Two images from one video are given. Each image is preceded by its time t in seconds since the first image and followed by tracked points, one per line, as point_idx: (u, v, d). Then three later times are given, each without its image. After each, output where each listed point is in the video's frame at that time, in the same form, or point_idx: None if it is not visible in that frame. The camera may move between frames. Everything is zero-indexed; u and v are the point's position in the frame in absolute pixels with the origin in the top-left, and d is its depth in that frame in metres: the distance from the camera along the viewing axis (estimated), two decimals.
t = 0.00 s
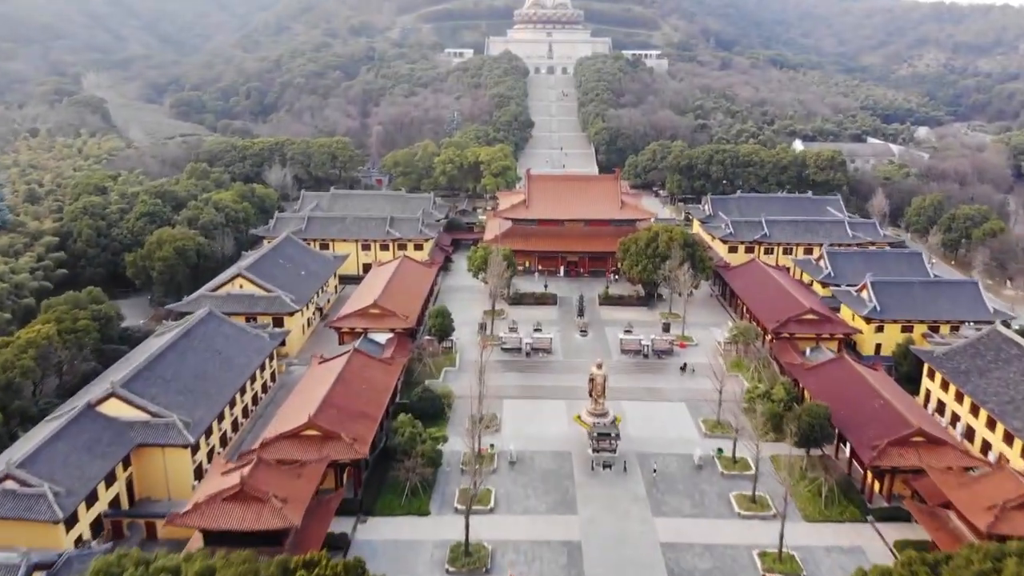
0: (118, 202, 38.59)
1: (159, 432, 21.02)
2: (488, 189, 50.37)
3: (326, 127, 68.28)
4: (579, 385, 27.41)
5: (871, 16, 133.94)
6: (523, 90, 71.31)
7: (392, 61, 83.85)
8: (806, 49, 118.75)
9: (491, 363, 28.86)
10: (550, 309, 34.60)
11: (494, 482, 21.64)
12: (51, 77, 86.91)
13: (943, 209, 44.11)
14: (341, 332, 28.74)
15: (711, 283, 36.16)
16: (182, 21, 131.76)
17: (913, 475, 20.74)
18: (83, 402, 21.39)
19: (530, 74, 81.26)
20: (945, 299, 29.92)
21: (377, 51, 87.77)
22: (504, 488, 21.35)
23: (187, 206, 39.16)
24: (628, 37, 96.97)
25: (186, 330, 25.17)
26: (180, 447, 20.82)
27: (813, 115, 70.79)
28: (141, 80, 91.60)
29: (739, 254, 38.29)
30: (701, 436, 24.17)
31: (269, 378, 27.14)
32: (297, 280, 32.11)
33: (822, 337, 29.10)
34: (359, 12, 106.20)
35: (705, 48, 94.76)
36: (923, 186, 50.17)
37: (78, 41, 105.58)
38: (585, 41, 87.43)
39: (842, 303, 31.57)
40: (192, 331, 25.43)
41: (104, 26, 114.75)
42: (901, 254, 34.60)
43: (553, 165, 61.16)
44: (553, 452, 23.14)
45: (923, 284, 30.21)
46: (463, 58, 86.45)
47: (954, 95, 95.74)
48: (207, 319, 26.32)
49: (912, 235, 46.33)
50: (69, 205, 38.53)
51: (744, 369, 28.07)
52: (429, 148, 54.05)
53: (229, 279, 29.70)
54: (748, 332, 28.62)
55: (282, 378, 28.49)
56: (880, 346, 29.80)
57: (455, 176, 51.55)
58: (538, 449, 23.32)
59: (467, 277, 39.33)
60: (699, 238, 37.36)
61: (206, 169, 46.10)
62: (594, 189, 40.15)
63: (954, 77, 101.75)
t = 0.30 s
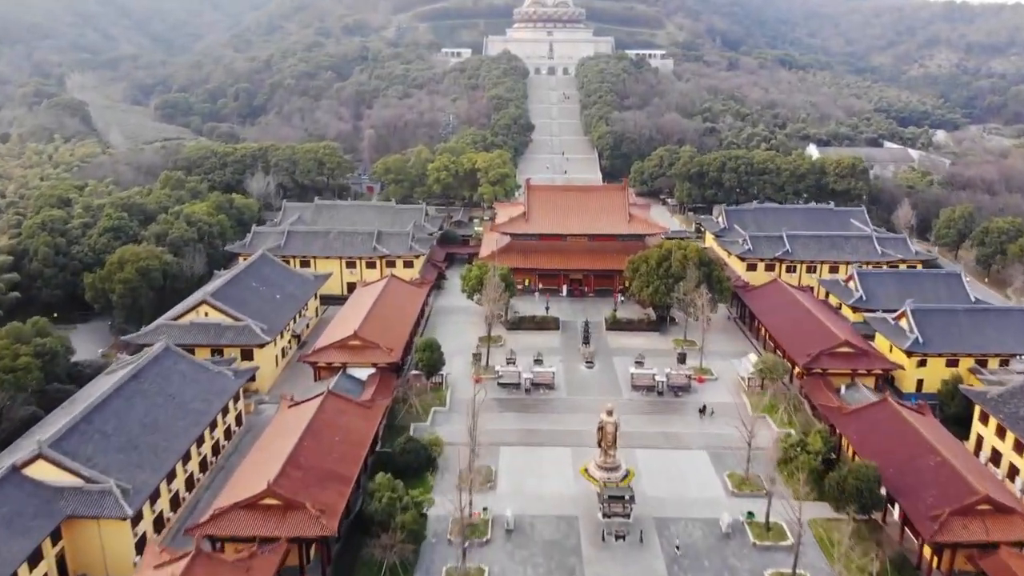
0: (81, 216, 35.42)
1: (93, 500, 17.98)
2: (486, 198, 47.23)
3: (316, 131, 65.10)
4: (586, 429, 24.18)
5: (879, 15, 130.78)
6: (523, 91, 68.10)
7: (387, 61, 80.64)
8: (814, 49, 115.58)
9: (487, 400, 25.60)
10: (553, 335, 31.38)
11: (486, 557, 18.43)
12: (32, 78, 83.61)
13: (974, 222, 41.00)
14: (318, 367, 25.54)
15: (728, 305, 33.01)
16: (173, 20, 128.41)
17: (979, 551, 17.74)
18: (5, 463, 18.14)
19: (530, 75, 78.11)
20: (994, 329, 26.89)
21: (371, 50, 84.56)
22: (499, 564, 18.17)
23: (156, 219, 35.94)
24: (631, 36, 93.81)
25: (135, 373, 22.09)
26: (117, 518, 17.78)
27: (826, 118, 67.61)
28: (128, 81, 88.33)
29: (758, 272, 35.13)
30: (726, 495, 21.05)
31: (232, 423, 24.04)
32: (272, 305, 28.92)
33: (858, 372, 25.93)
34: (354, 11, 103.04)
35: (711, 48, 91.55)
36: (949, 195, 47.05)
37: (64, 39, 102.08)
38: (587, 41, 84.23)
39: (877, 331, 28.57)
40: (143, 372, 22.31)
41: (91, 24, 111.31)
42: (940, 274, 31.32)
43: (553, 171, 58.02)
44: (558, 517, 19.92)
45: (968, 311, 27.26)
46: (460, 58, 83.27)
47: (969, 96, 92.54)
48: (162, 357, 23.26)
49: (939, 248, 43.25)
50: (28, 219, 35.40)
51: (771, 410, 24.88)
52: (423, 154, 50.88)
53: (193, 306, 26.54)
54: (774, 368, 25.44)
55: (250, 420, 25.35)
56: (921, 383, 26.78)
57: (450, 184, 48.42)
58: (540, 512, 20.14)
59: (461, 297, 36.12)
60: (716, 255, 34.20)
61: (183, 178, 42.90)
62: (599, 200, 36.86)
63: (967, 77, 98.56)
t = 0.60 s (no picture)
0: (46, 239, 32.70)
1: None
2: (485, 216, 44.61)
3: (308, 142, 62.51)
4: (595, 487, 21.42)
5: (887, 21, 128.34)
6: (524, 100, 65.54)
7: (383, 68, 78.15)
8: (821, 55, 113.16)
9: (483, 451, 22.79)
10: (557, 371, 28.59)
11: None
12: (18, 86, 81.16)
13: (1008, 242, 38.22)
14: (293, 416, 22.83)
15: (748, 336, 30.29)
16: (168, 27, 126.17)
17: None
18: None
19: (531, 83, 75.66)
20: None
21: (367, 58, 82.12)
22: None
23: (127, 242, 33.23)
24: (635, 43, 91.38)
25: (81, 429, 19.40)
26: None
27: (839, 129, 64.99)
28: (117, 90, 85.86)
29: (780, 299, 32.42)
30: (758, 572, 18.30)
31: (195, 481, 21.30)
32: (246, 342, 26.23)
33: (900, 420, 23.19)
34: (350, 18, 100.65)
35: (717, 55, 89.09)
36: (976, 212, 44.33)
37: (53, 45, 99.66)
38: (590, 48, 81.78)
39: (916, 370, 25.84)
40: (89, 427, 19.63)
41: (83, 32, 108.82)
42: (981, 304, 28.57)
43: (555, 184, 55.39)
44: None
45: (1018, 349, 24.54)
46: (459, 66, 80.83)
47: (982, 104, 89.88)
48: (113, 408, 20.59)
49: (968, 269, 40.51)
50: None
51: (803, 467, 22.16)
52: (418, 168, 48.21)
53: (155, 346, 23.87)
54: (805, 417, 22.73)
55: (217, 474, 22.67)
56: (968, 432, 24.01)
57: (447, 201, 45.73)
58: None
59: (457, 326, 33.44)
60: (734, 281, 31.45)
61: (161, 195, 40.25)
62: (606, 220, 34.09)
63: (980, 85, 95.96)
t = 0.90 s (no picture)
0: (17, 253, 30.73)
1: None
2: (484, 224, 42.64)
3: (301, 145, 60.50)
4: (606, 533, 19.45)
5: (894, 19, 126.24)
6: (524, 102, 63.53)
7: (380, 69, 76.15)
8: (827, 54, 111.12)
9: (480, 492, 20.80)
10: (562, 396, 26.61)
11: None
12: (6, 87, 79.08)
13: None
14: (271, 453, 20.82)
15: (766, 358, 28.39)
16: (163, 26, 124.11)
17: None
18: None
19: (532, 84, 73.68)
20: None
21: (364, 58, 80.14)
22: None
23: (103, 256, 31.25)
24: (638, 43, 89.35)
25: (35, 476, 17.38)
26: None
27: (850, 131, 62.95)
28: (109, 91, 83.80)
29: (798, 316, 30.50)
30: None
31: (163, 528, 19.31)
32: (225, 367, 24.28)
33: (936, 456, 21.19)
34: (347, 17, 98.66)
35: (723, 55, 87.05)
36: (999, 219, 42.31)
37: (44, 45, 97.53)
38: (592, 47, 79.77)
39: (949, 398, 23.81)
40: (43, 473, 17.63)
41: (75, 31, 106.53)
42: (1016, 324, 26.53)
43: (558, 189, 53.36)
44: None
45: None
46: (458, 66, 78.86)
47: (994, 103, 87.78)
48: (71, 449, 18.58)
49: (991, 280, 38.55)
50: None
51: (832, 510, 20.27)
52: (414, 173, 46.23)
53: (124, 375, 21.94)
54: (834, 453, 20.79)
55: (189, 516, 20.75)
56: (1009, 467, 21.93)
57: (444, 208, 43.78)
58: None
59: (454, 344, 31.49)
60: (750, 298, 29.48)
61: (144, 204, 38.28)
62: (612, 231, 32.02)
63: (991, 84, 93.88)
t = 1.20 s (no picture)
0: (6, 268, 29.92)
1: None
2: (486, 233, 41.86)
3: (300, 149, 59.64)
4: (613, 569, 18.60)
5: (899, 18, 125.07)
6: (526, 105, 62.60)
7: (381, 70, 75.22)
8: (832, 54, 110.06)
9: (482, 525, 19.95)
10: (567, 417, 25.81)
11: None
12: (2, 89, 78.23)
13: None
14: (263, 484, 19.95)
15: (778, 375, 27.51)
16: (162, 27, 123.29)
17: None
18: None
19: (534, 86, 72.78)
20: None
21: (364, 60, 79.28)
22: None
23: (95, 270, 30.45)
24: (641, 43, 88.37)
25: (19, 511, 16.40)
26: None
27: (857, 134, 61.93)
28: (106, 93, 82.92)
29: (810, 332, 29.67)
30: None
31: (151, 562, 18.40)
32: (218, 389, 23.44)
33: (957, 485, 20.23)
34: (347, 17, 97.76)
35: (727, 55, 86.09)
36: (1012, 227, 41.34)
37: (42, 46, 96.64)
38: (595, 48, 78.80)
39: (966, 420, 22.96)
40: (27, 507, 16.61)
41: (73, 32, 105.71)
42: None
43: (561, 194, 52.45)
44: None
45: None
46: (460, 67, 78.05)
47: (1002, 104, 86.65)
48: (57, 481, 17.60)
49: (1005, 290, 37.63)
50: None
51: (850, 543, 19.43)
52: (415, 179, 45.33)
53: (112, 400, 21.10)
54: (851, 482, 19.96)
55: (179, 548, 19.89)
56: None
57: (445, 216, 42.92)
58: None
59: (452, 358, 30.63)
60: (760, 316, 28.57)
61: (138, 213, 37.45)
62: (618, 243, 31.06)
63: (999, 84, 92.71)
